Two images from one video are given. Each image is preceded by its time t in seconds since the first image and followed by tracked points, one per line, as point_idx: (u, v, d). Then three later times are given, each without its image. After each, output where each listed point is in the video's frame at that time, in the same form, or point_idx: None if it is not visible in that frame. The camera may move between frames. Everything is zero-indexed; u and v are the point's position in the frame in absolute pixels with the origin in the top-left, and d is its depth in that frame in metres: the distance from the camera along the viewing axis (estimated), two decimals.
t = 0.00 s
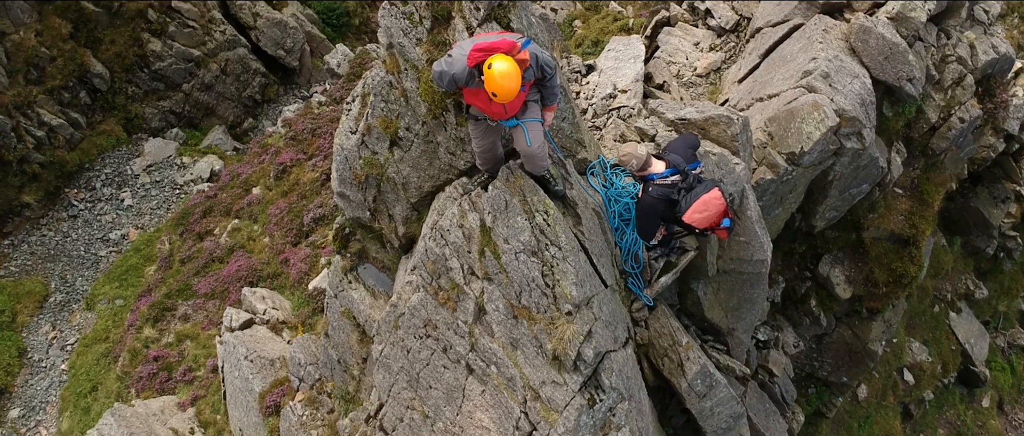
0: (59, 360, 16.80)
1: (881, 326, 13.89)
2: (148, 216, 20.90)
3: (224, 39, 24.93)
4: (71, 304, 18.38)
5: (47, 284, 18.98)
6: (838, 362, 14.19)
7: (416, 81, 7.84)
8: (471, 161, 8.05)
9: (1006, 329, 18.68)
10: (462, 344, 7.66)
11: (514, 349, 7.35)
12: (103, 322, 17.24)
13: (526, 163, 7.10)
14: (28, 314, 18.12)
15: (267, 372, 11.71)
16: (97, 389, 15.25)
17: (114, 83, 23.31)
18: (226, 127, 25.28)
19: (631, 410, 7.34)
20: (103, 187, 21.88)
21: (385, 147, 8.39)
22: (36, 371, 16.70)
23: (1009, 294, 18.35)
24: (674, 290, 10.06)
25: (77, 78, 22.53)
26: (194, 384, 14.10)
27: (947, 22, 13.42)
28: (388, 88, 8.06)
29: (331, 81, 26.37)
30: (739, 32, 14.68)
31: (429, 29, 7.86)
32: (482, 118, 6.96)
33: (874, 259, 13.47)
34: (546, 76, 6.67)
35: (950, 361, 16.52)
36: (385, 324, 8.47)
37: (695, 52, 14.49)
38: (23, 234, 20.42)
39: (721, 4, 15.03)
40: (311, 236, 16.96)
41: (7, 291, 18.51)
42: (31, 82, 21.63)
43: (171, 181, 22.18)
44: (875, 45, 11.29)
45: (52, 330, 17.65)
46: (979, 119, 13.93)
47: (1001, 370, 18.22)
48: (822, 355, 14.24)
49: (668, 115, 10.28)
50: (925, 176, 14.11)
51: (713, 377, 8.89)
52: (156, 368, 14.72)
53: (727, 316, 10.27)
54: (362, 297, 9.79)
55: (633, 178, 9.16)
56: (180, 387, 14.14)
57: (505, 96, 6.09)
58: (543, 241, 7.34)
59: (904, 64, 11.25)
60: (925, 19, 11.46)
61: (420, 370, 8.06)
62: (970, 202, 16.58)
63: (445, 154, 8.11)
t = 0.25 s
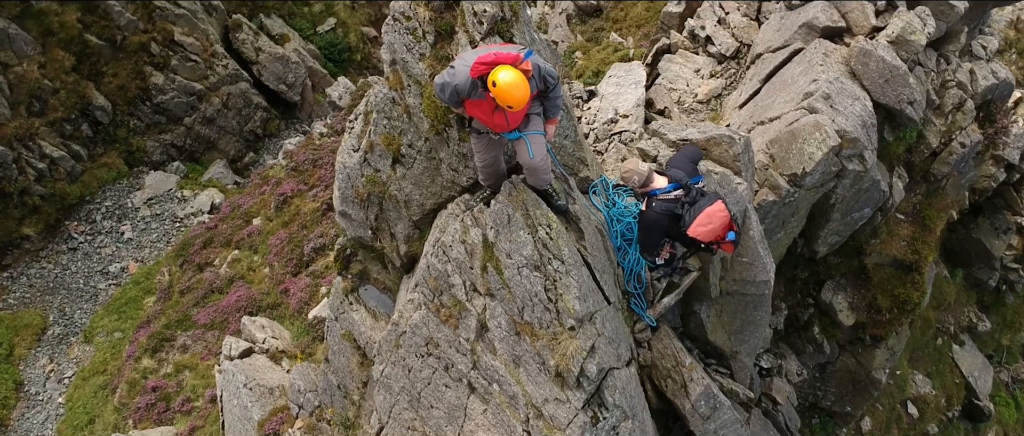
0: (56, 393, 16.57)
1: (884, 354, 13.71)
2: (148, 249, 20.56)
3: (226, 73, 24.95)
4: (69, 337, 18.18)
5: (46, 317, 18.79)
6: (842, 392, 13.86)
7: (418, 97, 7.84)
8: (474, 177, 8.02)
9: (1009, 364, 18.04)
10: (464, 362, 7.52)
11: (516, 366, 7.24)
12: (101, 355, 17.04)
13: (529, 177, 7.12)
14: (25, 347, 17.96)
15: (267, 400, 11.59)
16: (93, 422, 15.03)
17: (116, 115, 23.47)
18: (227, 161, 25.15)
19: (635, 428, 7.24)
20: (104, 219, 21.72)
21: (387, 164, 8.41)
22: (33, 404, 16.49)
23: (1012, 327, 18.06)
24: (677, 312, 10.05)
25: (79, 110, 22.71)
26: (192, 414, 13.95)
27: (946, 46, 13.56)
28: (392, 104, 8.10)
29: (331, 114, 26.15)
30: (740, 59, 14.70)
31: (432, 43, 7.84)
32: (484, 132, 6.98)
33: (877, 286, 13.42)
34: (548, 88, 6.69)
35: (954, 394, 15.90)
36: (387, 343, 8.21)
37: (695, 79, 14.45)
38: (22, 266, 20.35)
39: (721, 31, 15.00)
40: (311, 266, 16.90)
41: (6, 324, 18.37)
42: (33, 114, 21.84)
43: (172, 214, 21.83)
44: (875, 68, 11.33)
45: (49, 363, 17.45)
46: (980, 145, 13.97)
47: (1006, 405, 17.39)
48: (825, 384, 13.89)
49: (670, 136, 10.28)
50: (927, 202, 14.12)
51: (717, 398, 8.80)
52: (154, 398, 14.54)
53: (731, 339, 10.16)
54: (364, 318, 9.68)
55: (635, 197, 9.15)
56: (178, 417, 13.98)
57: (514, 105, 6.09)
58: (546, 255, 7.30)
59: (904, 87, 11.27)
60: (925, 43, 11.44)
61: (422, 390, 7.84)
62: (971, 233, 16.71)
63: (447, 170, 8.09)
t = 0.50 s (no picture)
0: (52, 427, 16.25)
1: (889, 382, 13.34)
2: (148, 282, 20.33)
3: (228, 107, 25.47)
4: (67, 371, 17.90)
5: (43, 350, 18.51)
6: (846, 422, 13.34)
7: (421, 116, 7.88)
8: (477, 196, 8.02)
9: (1014, 399, 17.54)
10: (466, 383, 7.30)
11: (520, 386, 7.08)
12: (99, 388, 16.73)
13: (533, 194, 7.14)
14: (22, 381, 17.64)
15: (267, 430, 11.46)
16: None
17: (118, 149, 23.51)
18: (228, 195, 25.26)
19: None
20: (104, 252, 21.54)
21: (390, 184, 8.39)
22: None
23: (1016, 361, 17.69)
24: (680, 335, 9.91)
25: (80, 143, 22.70)
26: None
27: (946, 74, 13.56)
28: (394, 123, 8.07)
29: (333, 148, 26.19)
30: (740, 86, 14.67)
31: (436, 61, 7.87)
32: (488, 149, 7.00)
33: (880, 314, 13.33)
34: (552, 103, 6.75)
35: (958, 427, 15.45)
36: (389, 365, 7.94)
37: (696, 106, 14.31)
38: (21, 299, 20.03)
39: (721, 60, 14.99)
40: (312, 297, 16.79)
41: (3, 358, 18.10)
42: (35, 147, 21.79)
43: (171, 247, 21.66)
44: (876, 92, 11.34)
45: (46, 397, 17.13)
46: (982, 172, 14.00)
47: None
48: (829, 415, 13.37)
49: (672, 159, 10.26)
50: (929, 228, 14.10)
51: (721, 422, 8.75)
52: (152, 430, 14.18)
53: (734, 363, 10.03)
54: (365, 342, 9.48)
55: (637, 220, 9.29)
56: None
57: (524, 116, 6.13)
58: (549, 273, 7.28)
59: (905, 112, 11.30)
60: (925, 68, 11.53)
61: (424, 412, 7.51)
62: (973, 263, 16.64)
63: (450, 190, 8.07)
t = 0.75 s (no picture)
0: None
1: (892, 412, 13.51)
2: (147, 316, 20.17)
3: (228, 141, 25.58)
4: (64, 405, 17.56)
5: (41, 384, 18.22)
6: None
7: (425, 136, 7.89)
8: (480, 216, 8.01)
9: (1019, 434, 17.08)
10: (469, 404, 7.09)
11: (522, 407, 6.93)
12: (96, 422, 16.44)
13: (537, 212, 7.17)
14: (18, 415, 17.23)
15: None
16: None
17: (118, 183, 23.49)
18: (228, 229, 25.24)
19: None
20: (103, 286, 21.39)
21: (394, 206, 8.42)
22: None
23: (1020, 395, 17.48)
24: (683, 360, 9.88)
25: (81, 176, 22.66)
26: None
27: (946, 102, 13.61)
28: (398, 145, 8.11)
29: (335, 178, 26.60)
30: (741, 115, 14.67)
31: (440, 82, 7.90)
32: (493, 168, 7.06)
33: (883, 342, 13.23)
34: (556, 122, 6.86)
35: None
36: (391, 389, 7.74)
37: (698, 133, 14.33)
38: (19, 333, 19.79)
39: (721, 88, 15.06)
40: (311, 328, 16.68)
41: None
42: (36, 180, 21.75)
43: (171, 280, 21.55)
44: (877, 118, 11.38)
45: (42, 431, 16.76)
46: (983, 199, 14.08)
47: None
48: None
49: (674, 184, 10.30)
50: (932, 256, 14.07)
51: None
52: None
53: (738, 388, 10.02)
54: (367, 366, 9.34)
55: (640, 243, 9.31)
56: None
57: (531, 131, 6.22)
58: (553, 292, 7.29)
59: (905, 138, 11.34)
60: (925, 94, 11.59)
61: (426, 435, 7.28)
62: (975, 295, 16.72)
63: (453, 211, 8.08)
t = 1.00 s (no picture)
0: None
1: None
2: (146, 351, 19.90)
3: (229, 176, 25.65)
4: None
5: (38, 419, 17.82)
6: None
7: (429, 159, 7.96)
8: (484, 237, 8.05)
9: None
10: (472, 426, 7.09)
11: (526, 429, 6.90)
12: None
13: (541, 232, 7.17)
14: None
15: None
16: None
17: (118, 217, 23.43)
18: (228, 264, 25.20)
19: None
20: (102, 321, 21.11)
21: (397, 228, 8.42)
22: None
23: None
24: (686, 386, 9.82)
25: (82, 210, 22.65)
26: None
27: (946, 131, 13.67)
28: (403, 168, 8.16)
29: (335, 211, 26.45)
30: (742, 144, 14.75)
31: (444, 104, 7.96)
32: (497, 188, 7.10)
33: (888, 372, 13.07)
34: (560, 140, 6.90)
35: None
36: (394, 412, 7.71)
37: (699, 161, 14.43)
38: (16, 368, 19.46)
39: (722, 118, 15.14)
40: (311, 361, 16.55)
41: None
42: (37, 214, 21.75)
43: (171, 316, 21.29)
44: (878, 146, 11.41)
45: None
46: (985, 228, 14.12)
47: None
48: None
49: (676, 209, 10.33)
50: (934, 285, 14.06)
51: None
52: None
53: (742, 415, 9.96)
54: (369, 392, 9.24)
55: (643, 268, 9.37)
56: None
57: (535, 150, 6.22)
58: (557, 312, 7.27)
59: (906, 166, 11.33)
60: (924, 122, 11.66)
61: None
62: (979, 329, 16.56)
63: (457, 233, 8.11)
